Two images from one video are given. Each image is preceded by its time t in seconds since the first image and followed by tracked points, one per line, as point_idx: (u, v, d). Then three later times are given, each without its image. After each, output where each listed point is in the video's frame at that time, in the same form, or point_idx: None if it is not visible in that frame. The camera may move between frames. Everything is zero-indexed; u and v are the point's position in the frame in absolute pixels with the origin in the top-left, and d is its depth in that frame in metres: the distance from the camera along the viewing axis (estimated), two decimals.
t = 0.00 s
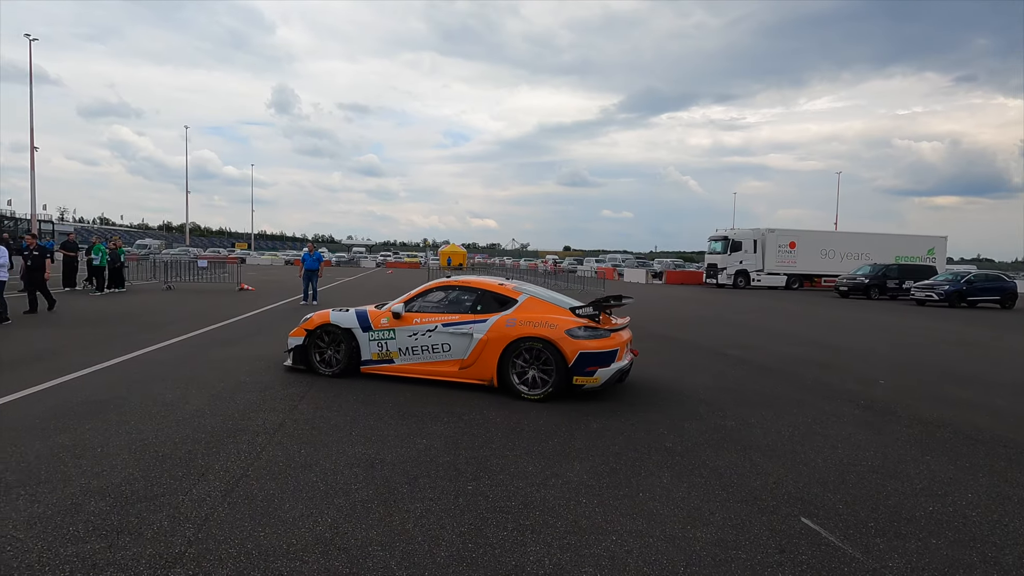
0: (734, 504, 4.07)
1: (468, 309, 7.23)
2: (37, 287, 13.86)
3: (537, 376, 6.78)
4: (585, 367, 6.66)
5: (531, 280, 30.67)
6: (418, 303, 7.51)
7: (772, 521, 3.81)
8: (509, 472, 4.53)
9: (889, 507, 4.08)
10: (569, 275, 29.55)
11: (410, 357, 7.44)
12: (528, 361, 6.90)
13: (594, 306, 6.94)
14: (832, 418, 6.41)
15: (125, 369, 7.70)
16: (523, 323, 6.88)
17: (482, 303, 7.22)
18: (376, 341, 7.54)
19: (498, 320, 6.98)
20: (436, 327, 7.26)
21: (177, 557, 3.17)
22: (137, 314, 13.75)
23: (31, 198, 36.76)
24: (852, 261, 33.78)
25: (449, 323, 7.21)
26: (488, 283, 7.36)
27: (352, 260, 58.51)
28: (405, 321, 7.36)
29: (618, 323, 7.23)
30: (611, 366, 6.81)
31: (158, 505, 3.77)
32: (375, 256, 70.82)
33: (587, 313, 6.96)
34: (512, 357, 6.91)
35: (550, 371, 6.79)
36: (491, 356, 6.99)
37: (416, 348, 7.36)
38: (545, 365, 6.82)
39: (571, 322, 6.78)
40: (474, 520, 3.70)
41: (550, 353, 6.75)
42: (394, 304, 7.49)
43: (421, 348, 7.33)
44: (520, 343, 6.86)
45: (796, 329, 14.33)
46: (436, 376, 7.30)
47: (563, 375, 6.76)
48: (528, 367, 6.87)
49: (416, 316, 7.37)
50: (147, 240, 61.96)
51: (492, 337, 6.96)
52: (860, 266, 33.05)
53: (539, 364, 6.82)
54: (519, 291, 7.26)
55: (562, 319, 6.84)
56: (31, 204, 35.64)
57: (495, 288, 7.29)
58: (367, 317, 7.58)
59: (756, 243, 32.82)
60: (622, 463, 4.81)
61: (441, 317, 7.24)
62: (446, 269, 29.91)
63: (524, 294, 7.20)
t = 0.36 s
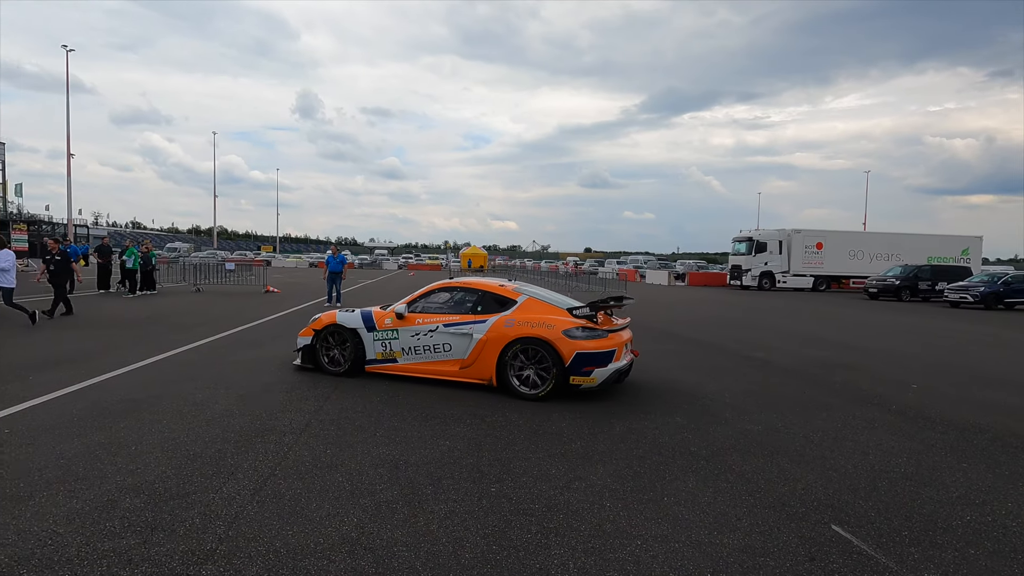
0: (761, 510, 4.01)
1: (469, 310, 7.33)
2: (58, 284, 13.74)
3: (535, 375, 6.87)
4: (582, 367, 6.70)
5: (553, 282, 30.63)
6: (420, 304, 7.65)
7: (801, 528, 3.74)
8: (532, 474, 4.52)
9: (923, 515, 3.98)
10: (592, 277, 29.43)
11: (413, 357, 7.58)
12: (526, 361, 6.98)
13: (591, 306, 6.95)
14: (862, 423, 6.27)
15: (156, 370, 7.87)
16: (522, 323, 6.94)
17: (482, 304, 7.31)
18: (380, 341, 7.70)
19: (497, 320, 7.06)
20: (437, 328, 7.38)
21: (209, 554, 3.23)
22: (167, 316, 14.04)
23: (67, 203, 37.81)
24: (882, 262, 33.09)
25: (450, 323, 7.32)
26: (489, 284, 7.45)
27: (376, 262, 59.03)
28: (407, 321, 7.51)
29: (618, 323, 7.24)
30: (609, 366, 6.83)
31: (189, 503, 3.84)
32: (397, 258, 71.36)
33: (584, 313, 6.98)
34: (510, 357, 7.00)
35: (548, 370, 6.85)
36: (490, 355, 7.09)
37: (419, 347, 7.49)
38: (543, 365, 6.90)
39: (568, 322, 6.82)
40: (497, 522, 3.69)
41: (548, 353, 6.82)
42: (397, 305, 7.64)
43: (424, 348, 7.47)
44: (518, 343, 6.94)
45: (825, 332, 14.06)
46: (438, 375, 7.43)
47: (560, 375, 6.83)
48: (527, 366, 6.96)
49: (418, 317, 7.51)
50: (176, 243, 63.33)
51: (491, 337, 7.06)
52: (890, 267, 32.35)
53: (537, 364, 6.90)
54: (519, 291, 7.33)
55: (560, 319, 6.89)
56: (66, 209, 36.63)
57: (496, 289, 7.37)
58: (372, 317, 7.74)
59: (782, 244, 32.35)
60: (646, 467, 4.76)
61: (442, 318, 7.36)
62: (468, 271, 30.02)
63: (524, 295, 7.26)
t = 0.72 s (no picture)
0: (781, 514, 3.96)
1: (465, 310, 7.44)
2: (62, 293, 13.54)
3: (528, 375, 6.95)
4: (573, 367, 6.76)
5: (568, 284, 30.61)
6: (418, 304, 7.78)
7: (823, 533, 3.69)
8: (548, 476, 4.51)
9: (949, 522, 3.91)
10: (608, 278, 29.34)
11: (410, 356, 7.71)
12: (520, 361, 7.07)
13: (583, 306, 7.00)
14: (884, 427, 6.18)
15: (177, 370, 7.98)
16: (515, 323, 7.03)
17: (477, 304, 7.41)
18: (379, 341, 7.85)
19: (491, 320, 7.16)
20: (434, 328, 7.51)
21: (229, 553, 3.26)
22: (187, 317, 14.25)
23: (91, 207, 38.51)
24: (903, 263, 32.62)
25: (446, 323, 7.44)
26: (485, 285, 7.55)
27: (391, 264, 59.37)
28: (405, 321, 7.64)
29: (613, 323, 7.29)
30: (601, 366, 6.87)
31: (210, 502, 3.87)
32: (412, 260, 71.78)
33: (576, 314, 7.04)
34: (504, 357, 7.09)
35: (541, 370, 6.93)
36: (484, 355, 7.18)
37: (416, 347, 7.62)
38: (536, 364, 6.97)
39: (561, 322, 6.88)
40: (514, 524, 3.69)
41: (540, 353, 6.89)
42: (396, 305, 7.79)
43: (420, 347, 7.59)
44: (512, 343, 7.02)
45: (845, 334, 13.87)
46: (434, 375, 7.54)
47: (553, 374, 6.89)
48: (520, 366, 7.04)
49: (415, 317, 7.64)
50: (195, 245, 64.21)
51: (485, 337, 7.16)
52: (911, 267, 31.85)
53: (530, 364, 6.98)
54: (514, 292, 7.41)
55: (552, 319, 6.96)
56: (90, 213, 37.30)
57: (491, 290, 7.46)
58: (371, 317, 7.91)
59: (800, 245, 32.03)
60: (664, 470, 4.74)
61: (438, 318, 7.48)
62: (484, 273, 30.11)
63: (518, 296, 7.34)
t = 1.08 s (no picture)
0: (800, 519, 3.93)
1: (463, 311, 7.56)
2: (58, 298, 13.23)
3: (524, 375, 7.06)
4: (568, 367, 6.85)
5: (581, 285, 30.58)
6: (418, 305, 7.91)
7: (843, 539, 3.66)
8: (563, 478, 4.52)
9: (972, 528, 3.85)
10: (621, 279, 29.29)
11: (410, 356, 7.84)
12: (516, 361, 7.17)
13: (577, 307, 7.10)
14: (905, 431, 6.11)
15: (196, 371, 8.09)
16: (511, 323, 7.14)
17: (475, 305, 7.53)
18: (380, 341, 7.99)
19: (488, 321, 7.28)
20: (433, 328, 7.63)
21: (249, 552, 3.29)
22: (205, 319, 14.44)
23: (111, 211, 39.15)
24: (921, 264, 32.19)
25: (445, 324, 7.56)
26: (483, 286, 7.67)
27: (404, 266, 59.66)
28: (404, 322, 7.79)
29: (609, 324, 7.38)
30: (595, 367, 6.96)
31: (230, 502, 3.92)
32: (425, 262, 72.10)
33: (570, 315, 7.13)
34: (500, 357, 7.20)
35: (536, 370, 7.02)
36: (481, 355, 7.30)
37: (415, 347, 7.75)
38: (532, 364, 7.07)
39: (556, 323, 6.97)
40: (530, 526, 3.70)
41: (535, 353, 6.99)
42: (396, 306, 7.94)
43: (419, 347, 7.72)
44: (508, 344, 7.13)
45: (863, 336, 13.74)
46: (433, 374, 7.67)
47: (548, 374, 6.98)
48: (517, 366, 7.15)
49: (414, 318, 7.78)
50: (212, 248, 65.04)
51: (482, 337, 7.27)
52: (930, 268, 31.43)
53: (526, 364, 7.09)
54: (511, 293, 7.52)
55: (547, 320, 7.06)
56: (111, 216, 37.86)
57: (489, 291, 7.58)
58: (372, 318, 8.06)
59: (815, 246, 31.74)
60: (679, 473, 4.72)
61: (437, 319, 7.61)
62: (497, 275, 30.18)
63: (515, 297, 7.45)
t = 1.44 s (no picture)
0: (817, 524, 3.90)
1: (461, 312, 7.67)
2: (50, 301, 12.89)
3: (520, 375, 7.16)
4: (563, 367, 6.91)
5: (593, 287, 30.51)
6: (418, 307, 8.05)
7: (861, 545, 3.63)
8: (577, 481, 4.52)
9: (993, 534, 3.80)
10: (633, 281, 29.21)
11: (410, 357, 7.95)
12: (512, 361, 7.27)
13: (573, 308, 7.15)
14: (925, 435, 6.02)
15: (213, 372, 8.19)
16: (508, 324, 7.24)
17: (473, 307, 7.63)
18: (381, 342, 8.12)
19: (485, 322, 7.38)
20: (432, 329, 7.74)
21: (265, 552, 3.33)
22: (219, 321, 14.59)
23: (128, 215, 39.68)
24: (940, 265, 31.75)
25: (444, 325, 7.67)
26: (481, 288, 7.78)
27: (416, 268, 59.86)
28: (405, 323, 7.92)
29: (606, 326, 7.43)
30: (590, 367, 7.01)
31: (246, 502, 3.96)
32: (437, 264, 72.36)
33: (566, 314, 7.17)
34: (497, 357, 7.29)
35: (532, 370, 7.11)
36: (479, 355, 7.40)
37: (415, 348, 7.87)
38: (528, 364, 7.16)
39: (551, 324, 7.04)
40: (544, 529, 3.71)
41: (531, 354, 7.07)
42: (397, 308, 8.08)
43: (419, 348, 7.84)
44: (504, 344, 7.22)
45: (881, 339, 13.57)
46: (432, 375, 7.78)
47: (544, 374, 7.06)
48: (513, 366, 7.24)
49: (414, 319, 7.91)
50: (227, 250, 65.80)
51: (479, 338, 7.37)
52: (949, 270, 31.00)
53: (522, 364, 7.17)
54: (509, 295, 7.60)
55: (543, 321, 7.13)
56: (128, 220, 38.36)
57: (486, 292, 7.67)
58: (374, 319, 8.20)
59: (831, 248, 31.44)
60: (693, 476, 4.70)
61: (435, 320, 7.72)
62: (509, 277, 30.17)
63: (512, 298, 7.53)
